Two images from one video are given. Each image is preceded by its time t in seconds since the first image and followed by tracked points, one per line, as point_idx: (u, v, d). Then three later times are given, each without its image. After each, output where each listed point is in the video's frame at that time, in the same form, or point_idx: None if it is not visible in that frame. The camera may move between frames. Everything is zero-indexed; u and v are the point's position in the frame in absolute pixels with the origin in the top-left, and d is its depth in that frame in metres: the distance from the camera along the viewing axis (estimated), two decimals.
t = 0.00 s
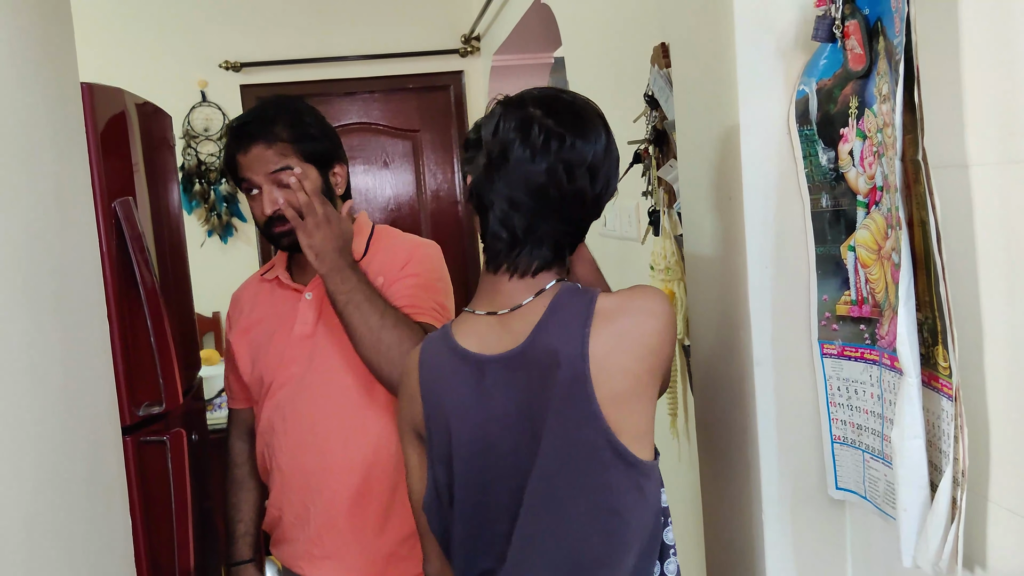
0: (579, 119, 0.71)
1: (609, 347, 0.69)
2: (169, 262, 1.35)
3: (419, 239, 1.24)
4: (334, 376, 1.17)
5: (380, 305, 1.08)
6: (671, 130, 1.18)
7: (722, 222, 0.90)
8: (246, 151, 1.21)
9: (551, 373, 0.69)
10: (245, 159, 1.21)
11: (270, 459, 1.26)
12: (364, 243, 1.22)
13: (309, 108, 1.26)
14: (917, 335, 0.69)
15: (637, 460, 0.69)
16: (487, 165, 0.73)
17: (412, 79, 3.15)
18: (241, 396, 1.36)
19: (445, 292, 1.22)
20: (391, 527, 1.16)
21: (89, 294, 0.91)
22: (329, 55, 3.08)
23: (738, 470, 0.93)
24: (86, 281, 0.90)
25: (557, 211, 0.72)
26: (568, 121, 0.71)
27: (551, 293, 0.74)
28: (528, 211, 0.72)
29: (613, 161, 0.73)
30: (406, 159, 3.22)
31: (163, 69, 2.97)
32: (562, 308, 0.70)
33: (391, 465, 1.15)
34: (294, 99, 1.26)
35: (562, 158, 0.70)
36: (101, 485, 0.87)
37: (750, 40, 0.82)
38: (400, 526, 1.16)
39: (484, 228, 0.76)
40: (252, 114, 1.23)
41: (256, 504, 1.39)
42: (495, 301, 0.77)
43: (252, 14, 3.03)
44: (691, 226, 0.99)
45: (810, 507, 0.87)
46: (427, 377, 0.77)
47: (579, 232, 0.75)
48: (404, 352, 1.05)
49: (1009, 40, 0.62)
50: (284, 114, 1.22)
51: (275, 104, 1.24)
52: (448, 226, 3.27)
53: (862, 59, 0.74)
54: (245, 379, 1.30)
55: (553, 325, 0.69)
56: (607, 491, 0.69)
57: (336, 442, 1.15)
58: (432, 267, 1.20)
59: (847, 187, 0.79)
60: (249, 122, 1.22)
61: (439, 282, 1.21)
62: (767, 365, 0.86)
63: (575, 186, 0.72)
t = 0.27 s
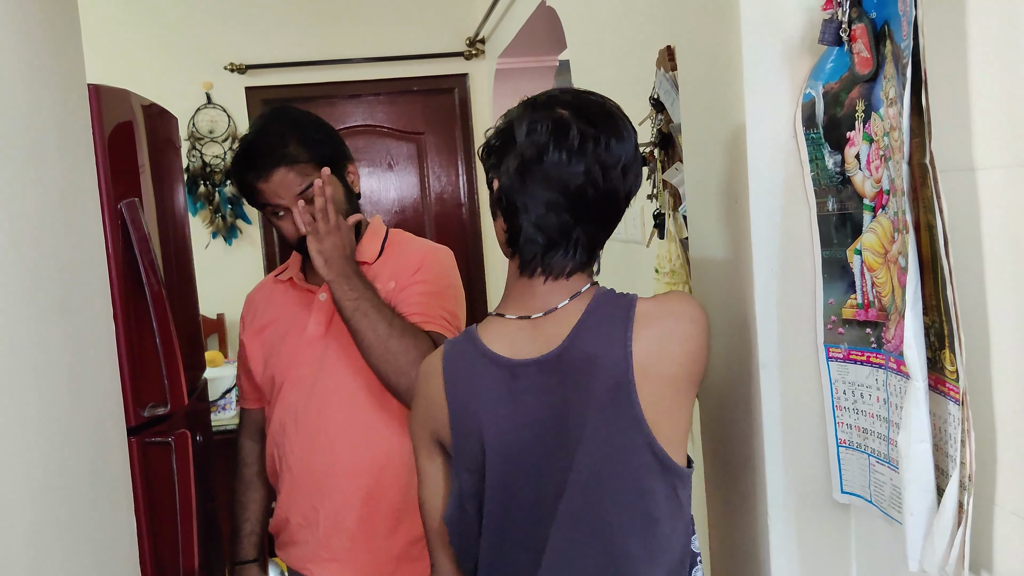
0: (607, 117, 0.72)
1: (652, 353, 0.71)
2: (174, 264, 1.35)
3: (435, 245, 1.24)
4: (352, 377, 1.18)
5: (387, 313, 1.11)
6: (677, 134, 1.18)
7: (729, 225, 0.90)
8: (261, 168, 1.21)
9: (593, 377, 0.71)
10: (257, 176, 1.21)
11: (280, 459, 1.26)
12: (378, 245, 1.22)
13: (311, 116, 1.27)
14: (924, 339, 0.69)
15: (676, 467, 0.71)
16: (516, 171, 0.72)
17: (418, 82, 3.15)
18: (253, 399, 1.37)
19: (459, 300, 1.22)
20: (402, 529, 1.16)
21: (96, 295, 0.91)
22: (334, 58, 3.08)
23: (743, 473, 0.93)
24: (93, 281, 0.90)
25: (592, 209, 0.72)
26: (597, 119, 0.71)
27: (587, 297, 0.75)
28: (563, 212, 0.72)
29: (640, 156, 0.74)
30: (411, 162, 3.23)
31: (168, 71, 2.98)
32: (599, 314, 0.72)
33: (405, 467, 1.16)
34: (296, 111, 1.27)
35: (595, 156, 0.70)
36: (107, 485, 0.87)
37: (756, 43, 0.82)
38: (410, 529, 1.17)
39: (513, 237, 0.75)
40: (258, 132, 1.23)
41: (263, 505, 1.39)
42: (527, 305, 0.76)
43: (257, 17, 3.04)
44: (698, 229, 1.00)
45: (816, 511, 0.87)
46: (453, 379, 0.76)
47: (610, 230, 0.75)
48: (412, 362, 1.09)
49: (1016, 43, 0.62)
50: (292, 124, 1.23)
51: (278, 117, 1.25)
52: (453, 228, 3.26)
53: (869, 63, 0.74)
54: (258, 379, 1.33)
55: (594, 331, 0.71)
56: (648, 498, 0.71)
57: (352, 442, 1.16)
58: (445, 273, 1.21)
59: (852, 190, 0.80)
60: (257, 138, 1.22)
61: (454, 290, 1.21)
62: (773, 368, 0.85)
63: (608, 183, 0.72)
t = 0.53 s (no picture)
0: (626, 118, 0.76)
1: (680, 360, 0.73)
2: (175, 265, 1.35)
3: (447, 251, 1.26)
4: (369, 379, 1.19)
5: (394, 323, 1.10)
6: (678, 137, 1.18)
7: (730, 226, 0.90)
8: (268, 178, 1.20)
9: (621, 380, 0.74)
10: (262, 187, 1.21)
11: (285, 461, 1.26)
12: (385, 252, 1.23)
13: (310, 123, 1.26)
14: (924, 343, 0.69)
15: (700, 473, 0.73)
16: (539, 172, 0.75)
17: (419, 84, 3.17)
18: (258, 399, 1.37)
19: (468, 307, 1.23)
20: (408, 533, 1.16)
21: (99, 296, 0.91)
22: (335, 60, 3.09)
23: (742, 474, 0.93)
24: (96, 283, 0.90)
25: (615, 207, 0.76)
26: (617, 119, 0.75)
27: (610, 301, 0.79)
28: (587, 210, 0.75)
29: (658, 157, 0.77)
30: (411, 164, 3.22)
31: (170, 73, 2.98)
32: (623, 323, 0.75)
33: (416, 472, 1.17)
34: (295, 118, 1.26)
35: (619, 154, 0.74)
36: (109, 486, 0.87)
37: (757, 47, 0.83)
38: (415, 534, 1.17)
39: (536, 239, 0.79)
40: (259, 142, 1.22)
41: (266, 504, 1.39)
42: (551, 307, 0.80)
43: (259, 19, 3.04)
44: (699, 232, 1.00)
45: (815, 516, 0.87)
46: (482, 375, 0.81)
47: (631, 229, 0.79)
48: (419, 374, 1.08)
49: (1017, 46, 0.62)
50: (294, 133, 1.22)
51: (279, 126, 1.24)
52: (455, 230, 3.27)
53: (870, 67, 0.74)
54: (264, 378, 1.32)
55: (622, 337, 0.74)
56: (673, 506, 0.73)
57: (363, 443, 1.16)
58: (451, 281, 1.21)
59: (853, 194, 0.79)
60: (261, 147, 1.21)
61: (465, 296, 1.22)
62: (775, 371, 0.86)
63: (630, 181, 0.76)
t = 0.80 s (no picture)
0: (632, 116, 0.76)
1: (689, 360, 0.74)
2: (176, 265, 1.35)
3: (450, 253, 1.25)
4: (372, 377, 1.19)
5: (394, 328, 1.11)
6: (679, 139, 1.18)
7: (729, 230, 0.90)
8: (271, 189, 1.20)
9: (632, 381, 0.75)
10: (266, 196, 1.21)
11: (284, 460, 1.26)
12: (388, 250, 1.24)
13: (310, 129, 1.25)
14: (923, 344, 0.69)
15: (705, 476, 0.74)
16: (546, 172, 0.76)
17: (419, 85, 3.17)
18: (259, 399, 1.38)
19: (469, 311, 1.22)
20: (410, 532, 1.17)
21: (99, 297, 0.91)
22: (336, 60, 3.09)
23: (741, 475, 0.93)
24: (97, 283, 0.90)
25: (624, 205, 0.76)
26: (623, 117, 0.75)
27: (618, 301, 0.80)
28: (595, 209, 0.76)
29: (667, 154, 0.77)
30: (411, 165, 3.22)
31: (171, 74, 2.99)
32: (633, 321, 0.76)
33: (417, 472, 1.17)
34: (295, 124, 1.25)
35: (629, 151, 0.75)
36: (109, 486, 0.88)
37: (757, 48, 0.83)
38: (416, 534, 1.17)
39: (546, 237, 0.80)
40: (262, 148, 1.22)
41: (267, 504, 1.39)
42: (563, 304, 0.81)
43: (259, 19, 3.04)
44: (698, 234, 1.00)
45: (814, 516, 0.88)
46: (491, 374, 0.81)
47: (643, 224, 0.80)
48: (421, 380, 1.09)
49: (1016, 49, 0.62)
50: (295, 142, 1.21)
51: (280, 133, 1.23)
52: (455, 230, 3.27)
53: (869, 69, 0.74)
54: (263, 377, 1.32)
55: (634, 339, 0.75)
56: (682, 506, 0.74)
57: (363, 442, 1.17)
58: (452, 280, 1.20)
59: (853, 196, 0.80)
60: (263, 157, 1.21)
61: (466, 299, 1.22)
62: (773, 373, 0.86)
63: (640, 178, 0.76)
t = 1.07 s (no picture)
0: (628, 121, 0.79)
1: (678, 362, 0.77)
2: (177, 264, 1.36)
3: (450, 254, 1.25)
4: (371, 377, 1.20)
5: (391, 333, 1.11)
6: (679, 140, 1.19)
7: (729, 233, 0.90)
8: (269, 193, 1.19)
9: (624, 380, 0.77)
10: (265, 201, 1.20)
11: (281, 461, 1.26)
12: (385, 253, 1.24)
13: (307, 131, 1.24)
14: (922, 346, 0.70)
15: (691, 475, 0.77)
16: (544, 174, 0.80)
17: (419, 85, 3.17)
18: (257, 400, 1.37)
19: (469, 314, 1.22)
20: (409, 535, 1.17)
21: (101, 296, 0.91)
22: (336, 61, 3.09)
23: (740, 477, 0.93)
24: (98, 282, 0.90)
25: (619, 206, 0.79)
26: (619, 122, 0.78)
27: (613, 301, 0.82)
28: (591, 209, 0.79)
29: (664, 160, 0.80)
30: (412, 165, 3.22)
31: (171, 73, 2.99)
32: (627, 322, 0.78)
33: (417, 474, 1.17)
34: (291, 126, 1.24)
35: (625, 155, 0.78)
36: (111, 486, 0.88)
37: (757, 50, 0.83)
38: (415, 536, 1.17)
39: (544, 236, 0.83)
40: (261, 152, 1.20)
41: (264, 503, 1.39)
42: (557, 301, 0.84)
43: (260, 20, 3.05)
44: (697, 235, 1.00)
45: (813, 517, 0.88)
46: (488, 370, 0.84)
47: (638, 226, 0.83)
48: (417, 385, 1.09)
49: (1015, 52, 0.62)
50: (292, 145, 1.20)
51: (275, 137, 1.21)
52: (455, 231, 3.27)
53: (869, 72, 0.75)
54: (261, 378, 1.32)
55: (623, 338, 0.78)
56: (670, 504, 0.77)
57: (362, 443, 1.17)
58: (451, 284, 1.20)
59: (852, 198, 0.80)
60: (259, 161, 1.20)
61: (465, 302, 1.22)
62: (773, 374, 0.86)
63: (637, 181, 0.79)
